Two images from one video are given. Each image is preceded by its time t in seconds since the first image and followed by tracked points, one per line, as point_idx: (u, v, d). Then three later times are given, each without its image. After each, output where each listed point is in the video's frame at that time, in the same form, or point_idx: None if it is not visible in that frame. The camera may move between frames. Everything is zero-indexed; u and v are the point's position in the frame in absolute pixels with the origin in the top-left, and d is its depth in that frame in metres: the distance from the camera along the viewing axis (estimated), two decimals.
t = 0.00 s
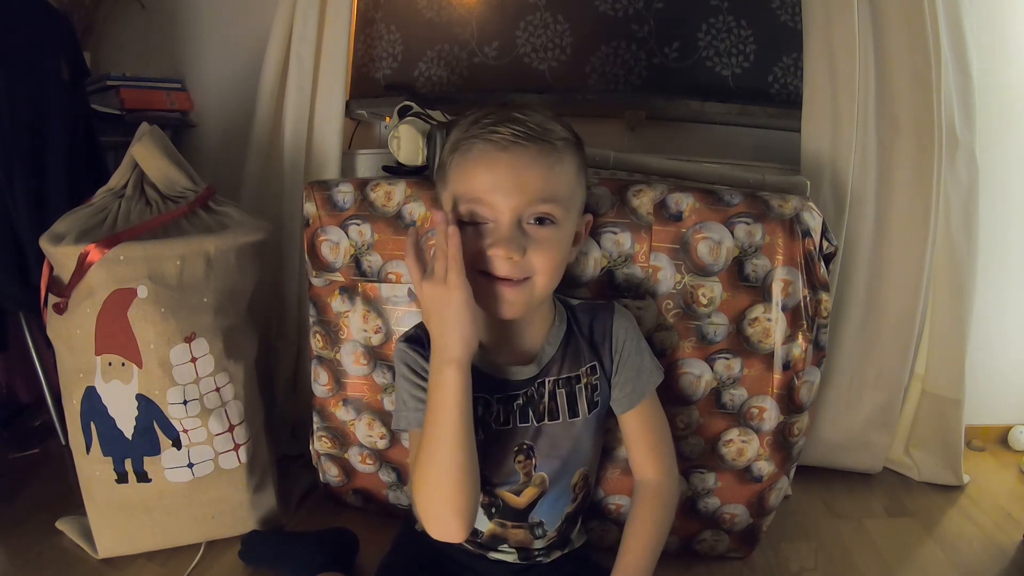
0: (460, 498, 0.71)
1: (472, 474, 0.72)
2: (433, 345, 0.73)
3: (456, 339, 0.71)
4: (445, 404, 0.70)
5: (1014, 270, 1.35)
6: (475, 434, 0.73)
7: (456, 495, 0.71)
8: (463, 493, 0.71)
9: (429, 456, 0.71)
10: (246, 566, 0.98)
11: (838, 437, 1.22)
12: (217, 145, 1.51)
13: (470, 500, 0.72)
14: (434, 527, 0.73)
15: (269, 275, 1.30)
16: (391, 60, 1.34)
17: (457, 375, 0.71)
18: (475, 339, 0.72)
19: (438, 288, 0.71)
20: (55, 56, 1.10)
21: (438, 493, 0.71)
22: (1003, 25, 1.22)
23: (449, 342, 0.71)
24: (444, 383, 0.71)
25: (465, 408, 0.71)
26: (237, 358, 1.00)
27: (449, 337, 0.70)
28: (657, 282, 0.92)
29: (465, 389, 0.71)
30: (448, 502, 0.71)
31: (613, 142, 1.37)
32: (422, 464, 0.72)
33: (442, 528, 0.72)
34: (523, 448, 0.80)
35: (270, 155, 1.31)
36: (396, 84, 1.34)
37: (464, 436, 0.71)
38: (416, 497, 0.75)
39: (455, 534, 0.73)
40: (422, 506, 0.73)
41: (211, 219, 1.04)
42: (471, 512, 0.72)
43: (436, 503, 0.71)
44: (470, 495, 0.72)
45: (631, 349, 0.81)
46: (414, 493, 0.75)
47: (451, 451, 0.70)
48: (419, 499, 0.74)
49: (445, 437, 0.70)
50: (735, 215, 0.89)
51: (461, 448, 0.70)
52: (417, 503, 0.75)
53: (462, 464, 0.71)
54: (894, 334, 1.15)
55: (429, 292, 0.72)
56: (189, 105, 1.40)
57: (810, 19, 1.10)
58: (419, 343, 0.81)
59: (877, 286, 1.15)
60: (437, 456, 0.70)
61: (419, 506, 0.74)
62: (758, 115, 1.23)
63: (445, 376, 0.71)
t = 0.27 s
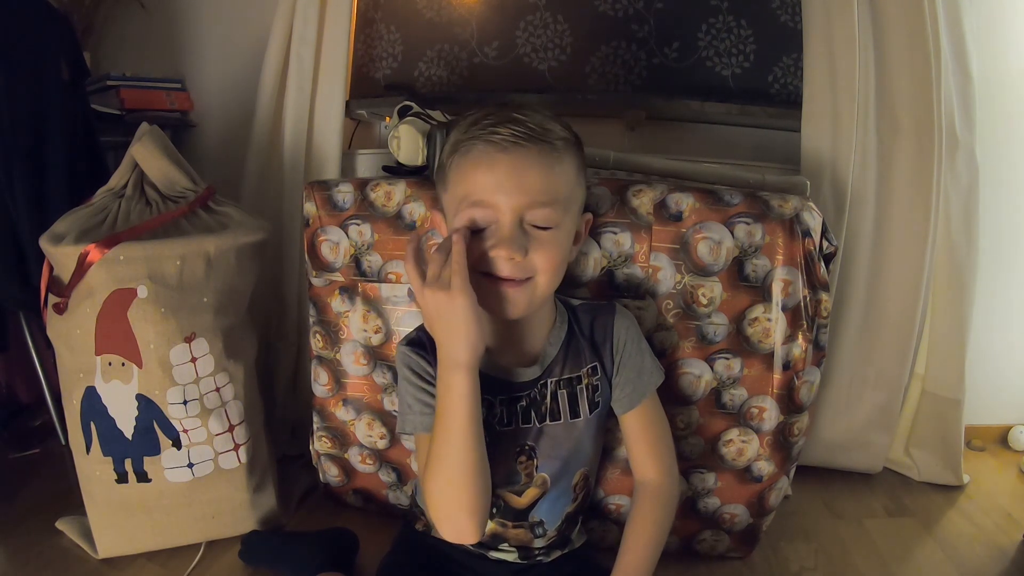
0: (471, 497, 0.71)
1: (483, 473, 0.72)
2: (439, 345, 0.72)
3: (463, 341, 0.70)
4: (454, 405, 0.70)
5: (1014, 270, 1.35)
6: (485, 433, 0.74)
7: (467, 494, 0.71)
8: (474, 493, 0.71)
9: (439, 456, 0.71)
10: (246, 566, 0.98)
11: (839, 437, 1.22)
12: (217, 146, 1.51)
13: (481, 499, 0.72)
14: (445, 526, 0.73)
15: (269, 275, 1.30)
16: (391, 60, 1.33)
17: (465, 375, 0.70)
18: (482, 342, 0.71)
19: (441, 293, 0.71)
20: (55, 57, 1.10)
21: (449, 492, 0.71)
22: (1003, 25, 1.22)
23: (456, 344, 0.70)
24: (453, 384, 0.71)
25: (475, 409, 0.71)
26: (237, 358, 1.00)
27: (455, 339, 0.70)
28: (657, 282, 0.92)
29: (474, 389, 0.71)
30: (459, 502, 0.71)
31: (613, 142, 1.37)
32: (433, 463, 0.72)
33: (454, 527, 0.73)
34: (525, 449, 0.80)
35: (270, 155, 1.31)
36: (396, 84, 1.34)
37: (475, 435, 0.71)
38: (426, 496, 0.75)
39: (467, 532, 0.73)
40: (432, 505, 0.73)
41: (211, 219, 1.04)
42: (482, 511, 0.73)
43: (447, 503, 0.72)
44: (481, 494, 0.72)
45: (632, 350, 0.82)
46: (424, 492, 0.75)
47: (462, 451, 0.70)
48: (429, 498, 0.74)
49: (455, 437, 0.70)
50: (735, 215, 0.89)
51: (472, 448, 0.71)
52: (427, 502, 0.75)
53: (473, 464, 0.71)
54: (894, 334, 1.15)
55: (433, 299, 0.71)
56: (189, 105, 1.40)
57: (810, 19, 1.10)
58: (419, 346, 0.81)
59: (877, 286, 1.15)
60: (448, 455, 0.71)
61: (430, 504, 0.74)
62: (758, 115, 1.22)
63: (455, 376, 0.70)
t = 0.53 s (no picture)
0: (473, 495, 0.71)
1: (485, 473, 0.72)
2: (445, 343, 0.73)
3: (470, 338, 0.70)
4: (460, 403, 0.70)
5: (1014, 270, 1.35)
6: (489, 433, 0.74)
7: (469, 493, 0.71)
8: (476, 493, 0.72)
9: (443, 454, 0.71)
10: (246, 566, 0.98)
11: (839, 437, 1.22)
12: (217, 146, 1.51)
13: (483, 499, 0.73)
14: (445, 525, 0.73)
15: (269, 275, 1.30)
16: (391, 60, 1.34)
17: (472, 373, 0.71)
18: (488, 336, 0.72)
19: (445, 294, 0.71)
20: (55, 56, 1.10)
21: (451, 491, 0.71)
22: (1003, 25, 1.22)
23: (463, 341, 0.70)
24: (458, 382, 0.71)
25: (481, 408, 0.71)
26: (237, 358, 1.00)
27: (463, 336, 0.70)
28: (657, 282, 0.92)
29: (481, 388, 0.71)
30: (461, 501, 0.71)
31: (613, 142, 1.37)
32: (435, 461, 0.72)
33: (454, 526, 0.73)
34: (526, 449, 0.80)
35: (270, 155, 1.31)
36: (396, 84, 1.34)
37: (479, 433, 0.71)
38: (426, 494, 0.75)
39: (466, 532, 0.74)
40: (432, 503, 0.73)
41: (211, 219, 1.04)
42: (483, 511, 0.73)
43: (448, 502, 0.72)
44: (483, 493, 0.72)
45: (632, 350, 0.82)
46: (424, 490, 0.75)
47: (466, 450, 0.70)
48: (429, 496, 0.74)
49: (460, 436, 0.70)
50: (736, 215, 0.89)
51: (476, 447, 0.71)
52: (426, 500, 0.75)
53: (476, 464, 0.71)
54: (894, 334, 1.15)
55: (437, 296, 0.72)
56: (189, 105, 1.40)
57: (810, 19, 1.10)
58: (422, 343, 0.82)
59: (877, 286, 1.15)
60: (452, 454, 0.71)
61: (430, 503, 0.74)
62: (758, 115, 1.23)
63: (462, 374, 0.71)
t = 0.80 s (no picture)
0: (472, 500, 0.71)
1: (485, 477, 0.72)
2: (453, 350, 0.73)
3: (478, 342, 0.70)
4: (465, 406, 0.70)
5: (1015, 270, 1.35)
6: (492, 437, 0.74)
7: (467, 497, 0.71)
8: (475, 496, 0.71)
9: (443, 458, 0.71)
10: (246, 566, 0.98)
11: (839, 437, 1.22)
12: (217, 146, 1.51)
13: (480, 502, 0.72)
14: (439, 528, 0.72)
15: (269, 275, 1.30)
16: (391, 60, 1.33)
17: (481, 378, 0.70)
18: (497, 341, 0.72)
19: (452, 299, 0.71)
20: (55, 56, 1.10)
21: (448, 494, 0.71)
22: (1003, 24, 1.22)
23: (472, 347, 0.70)
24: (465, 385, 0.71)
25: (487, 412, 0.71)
26: (237, 358, 1.00)
27: (472, 341, 0.70)
28: (657, 282, 0.92)
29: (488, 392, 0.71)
30: (458, 505, 0.71)
31: (613, 142, 1.37)
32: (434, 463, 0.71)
33: (448, 530, 0.72)
34: (526, 449, 0.80)
35: (270, 155, 1.30)
36: (396, 84, 1.34)
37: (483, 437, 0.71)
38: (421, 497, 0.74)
39: (460, 536, 0.73)
40: (428, 506, 0.72)
41: (211, 219, 1.04)
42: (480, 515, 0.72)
43: (446, 505, 0.71)
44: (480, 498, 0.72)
45: (632, 352, 0.82)
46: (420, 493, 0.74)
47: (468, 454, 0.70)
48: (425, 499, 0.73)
49: (463, 438, 0.70)
50: (735, 215, 0.89)
51: (478, 452, 0.70)
52: (421, 503, 0.74)
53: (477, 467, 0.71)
54: (893, 334, 1.15)
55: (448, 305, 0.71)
56: (189, 105, 1.40)
57: (810, 19, 1.10)
58: (422, 345, 0.81)
59: (877, 286, 1.15)
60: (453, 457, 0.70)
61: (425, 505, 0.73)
62: (758, 115, 1.23)
63: (471, 378, 0.70)
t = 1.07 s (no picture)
0: (474, 503, 0.72)
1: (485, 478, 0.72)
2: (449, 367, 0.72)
3: (474, 365, 0.70)
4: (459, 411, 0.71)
5: (1015, 270, 1.35)
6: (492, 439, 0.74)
7: (469, 501, 0.72)
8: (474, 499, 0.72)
9: (444, 463, 0.71)
10: (246, 566, 0.98)
11: (839, 437, 1.22)
12: (217, 146, 1.51)
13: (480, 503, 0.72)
14: (443, 530, 0.73)
15: (269, 275, 1.30)
16: (391, 60, 1.34)
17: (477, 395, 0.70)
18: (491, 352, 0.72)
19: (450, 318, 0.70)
20: (55, 56, 1.10)
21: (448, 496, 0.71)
22: (1003, 24, 1.22)
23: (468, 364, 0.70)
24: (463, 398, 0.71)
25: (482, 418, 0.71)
26: (237, 358, 1.00)
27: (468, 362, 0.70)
28: (657, 282, 0.92)
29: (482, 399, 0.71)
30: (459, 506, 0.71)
31: (613, 142, 1.37)
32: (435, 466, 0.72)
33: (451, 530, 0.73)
34: (526, 448, 0.80)
35: (270, 155, 1.30)
36: (396, 84, 1.34)
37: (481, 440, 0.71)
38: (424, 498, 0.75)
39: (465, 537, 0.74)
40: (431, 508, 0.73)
41: (211, 219, 1.04)
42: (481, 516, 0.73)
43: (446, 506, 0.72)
44: (482, 501, 0.73)
45: (632, 351, 0.82)
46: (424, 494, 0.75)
47: (465, 455, 0.71)
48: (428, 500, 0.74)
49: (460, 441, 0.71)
50: (735, 215, 0.89)
51: (477, 455, 0.71)
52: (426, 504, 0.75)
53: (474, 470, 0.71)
54: (893, 334, 1.15)
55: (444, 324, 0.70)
56: (189, 105, 1.40)
57: (810, 19, 1.10)
58: (421, 348, 0.81)
59: (877, 286, 1.15)
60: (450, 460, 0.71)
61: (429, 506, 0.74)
62: (758, 115, 1.23)
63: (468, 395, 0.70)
